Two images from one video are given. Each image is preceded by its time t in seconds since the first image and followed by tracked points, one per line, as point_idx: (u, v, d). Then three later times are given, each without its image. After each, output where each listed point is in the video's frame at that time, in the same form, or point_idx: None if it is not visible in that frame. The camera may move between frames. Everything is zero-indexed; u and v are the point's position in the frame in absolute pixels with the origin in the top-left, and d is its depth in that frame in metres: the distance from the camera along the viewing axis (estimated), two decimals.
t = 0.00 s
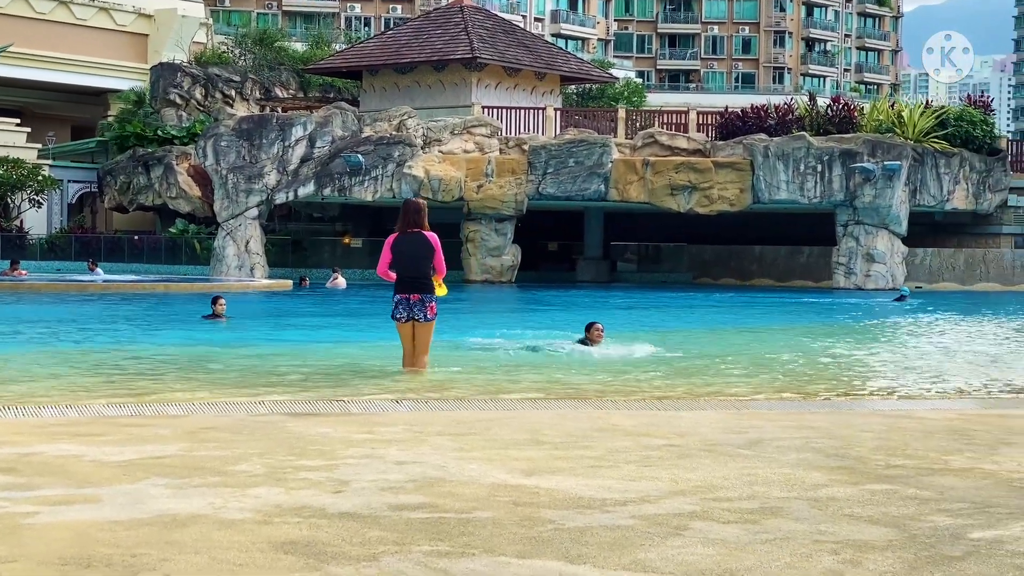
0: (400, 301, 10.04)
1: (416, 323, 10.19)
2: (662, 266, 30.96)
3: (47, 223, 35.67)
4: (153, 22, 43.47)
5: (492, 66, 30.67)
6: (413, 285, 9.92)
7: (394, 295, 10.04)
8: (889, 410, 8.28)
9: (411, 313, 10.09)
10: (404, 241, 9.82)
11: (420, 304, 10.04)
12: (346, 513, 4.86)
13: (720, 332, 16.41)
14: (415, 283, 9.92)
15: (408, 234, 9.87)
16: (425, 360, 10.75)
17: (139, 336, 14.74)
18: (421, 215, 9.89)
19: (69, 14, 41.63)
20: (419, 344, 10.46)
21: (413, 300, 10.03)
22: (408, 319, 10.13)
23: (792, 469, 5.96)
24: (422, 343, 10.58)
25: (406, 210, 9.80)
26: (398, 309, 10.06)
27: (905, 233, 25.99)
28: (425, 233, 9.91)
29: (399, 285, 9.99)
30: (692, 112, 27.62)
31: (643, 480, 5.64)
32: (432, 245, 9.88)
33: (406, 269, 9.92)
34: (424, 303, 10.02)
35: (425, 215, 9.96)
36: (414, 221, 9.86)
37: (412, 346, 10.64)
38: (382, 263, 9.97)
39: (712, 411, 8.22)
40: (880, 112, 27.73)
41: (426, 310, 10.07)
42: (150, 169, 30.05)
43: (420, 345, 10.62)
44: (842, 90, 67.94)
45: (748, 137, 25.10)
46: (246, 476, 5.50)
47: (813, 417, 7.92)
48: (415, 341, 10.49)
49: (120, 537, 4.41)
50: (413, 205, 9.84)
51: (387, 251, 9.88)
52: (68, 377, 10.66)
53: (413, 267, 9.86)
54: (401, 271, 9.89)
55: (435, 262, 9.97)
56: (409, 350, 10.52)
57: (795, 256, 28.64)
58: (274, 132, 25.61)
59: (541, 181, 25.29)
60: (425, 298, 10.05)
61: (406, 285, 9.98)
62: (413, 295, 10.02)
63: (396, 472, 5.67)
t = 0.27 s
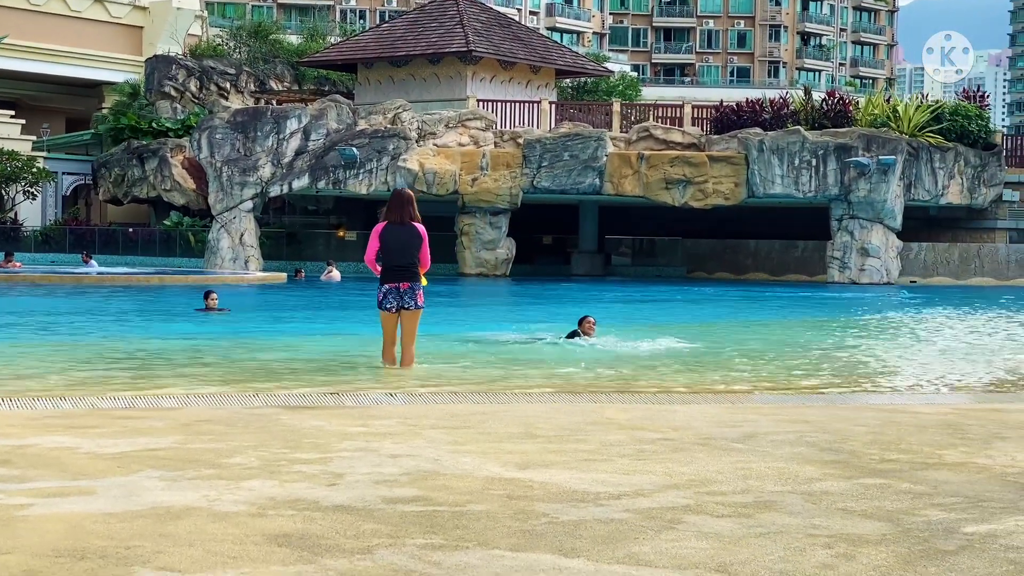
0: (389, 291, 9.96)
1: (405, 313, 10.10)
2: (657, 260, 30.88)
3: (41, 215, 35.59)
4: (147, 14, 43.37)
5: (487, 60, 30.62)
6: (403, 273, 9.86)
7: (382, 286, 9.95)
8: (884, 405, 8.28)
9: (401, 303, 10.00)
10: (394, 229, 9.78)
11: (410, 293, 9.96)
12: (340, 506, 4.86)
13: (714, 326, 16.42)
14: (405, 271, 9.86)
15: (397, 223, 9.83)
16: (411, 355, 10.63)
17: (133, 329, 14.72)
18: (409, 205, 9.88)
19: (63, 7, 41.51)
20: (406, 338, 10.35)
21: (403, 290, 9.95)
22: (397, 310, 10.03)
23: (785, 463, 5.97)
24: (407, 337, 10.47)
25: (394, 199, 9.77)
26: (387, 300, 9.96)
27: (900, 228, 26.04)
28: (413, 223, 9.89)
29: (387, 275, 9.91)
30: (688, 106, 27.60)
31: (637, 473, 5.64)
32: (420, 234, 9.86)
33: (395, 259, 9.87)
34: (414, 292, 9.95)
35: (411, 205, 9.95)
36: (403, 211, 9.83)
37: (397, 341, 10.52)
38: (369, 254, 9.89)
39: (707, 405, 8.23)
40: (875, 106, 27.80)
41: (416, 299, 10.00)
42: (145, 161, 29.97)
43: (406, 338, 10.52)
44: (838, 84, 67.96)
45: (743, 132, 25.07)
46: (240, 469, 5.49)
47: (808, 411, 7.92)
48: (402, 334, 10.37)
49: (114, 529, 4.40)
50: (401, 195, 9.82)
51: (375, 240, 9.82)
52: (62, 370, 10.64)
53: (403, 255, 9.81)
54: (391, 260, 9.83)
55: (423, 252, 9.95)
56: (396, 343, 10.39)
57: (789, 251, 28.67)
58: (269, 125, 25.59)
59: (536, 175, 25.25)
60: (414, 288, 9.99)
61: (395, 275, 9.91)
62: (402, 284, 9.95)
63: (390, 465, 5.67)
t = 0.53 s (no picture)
0: (378, 285, 9.94)
1: (394, 307, 10.08)
2: (655, 253, 30.89)
3: (39, 206, 35.58)
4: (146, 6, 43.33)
5: (486, 51, 30.59)
6: (393, 265, 9.87)
7: (372, 280, 9.93)
8: (882, 398, 8.30)
9: (392, 297, 9.99)
10: (381, 222, 9.81)
11: (400, 286, 9.96)
12: (339, 497, 4.86)
13: (712, 319, 16.43)
14: (394, 264, 9.87)
15: (383, 217, 9.85)
16: (400, 351, 10.62)
17: (131, 320, 14.74)
18: (393, 198, 9.90)
19: None
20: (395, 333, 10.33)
21: (393, 283, 9.95)
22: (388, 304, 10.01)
23: (782, 456, 5.98)
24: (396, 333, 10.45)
25: (380, 192, 9.81)
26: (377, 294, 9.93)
27: (898, 221, 26.08)
28: (396, 216, 9.92)
29: (377, 269, 9.90)
30: (686, 99, 27.58)
31: (636, 466, 5.65)
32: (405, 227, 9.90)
33: (383, 252, 9.87)
34: (404, 285, 9.96)
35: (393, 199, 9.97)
36: (387, 205, 9.86)
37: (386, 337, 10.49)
38: (356, 249, 9.88)
39: (705, 398, 8.24)
40: (874, 99, 27.54)
41: (405, 292, 10.00)
42: (143, 153, 29.93)
43: (393, 333, 10.52)
44: (837, 77, 67.98)
45: (742, 124, 25.06)
46: (238, 460, 5.50)
47: (806, 403, 7.94)
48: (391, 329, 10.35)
49: (111, 520, 4.41)
50: (385, 188, 9.85)
51: (362, 234, 9.81)
52: (61, 360, 10.65)
53: (393, 247, 9.82)
54: (381, 253, 9.83)
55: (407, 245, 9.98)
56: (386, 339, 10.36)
57: (788, 244, 28.66)
58: (268, 117, 25.57)
59: (534, 167, 25.24)
60: (403, 281, 9.98)
61: (383, 269, 9.90)
62: (390, 278, 9.95)
63: (389, 457, 5.68)
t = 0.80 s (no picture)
0: (362, 278, 10.01)
1: (375, 302, 10.16)
2: (655, 245, 30.87)
3: (40, 197, 35.57)
4: None
5: (487, 43, 30.57)
6: (377, 261, 9.95)
7: (355, 274, 10.00)
8: (882, 390, 8.30)
9: (373, 292, 10.08)
10: (368, 216, 9.88)
11: (383, 281, 10.06)
12: (339, 489, 4.86)
13: (711, 311, 16.43)
14: (378, 259, 9.96)
15: (370, 210, 9.92)
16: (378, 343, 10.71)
17: (131, 311, 14.74)
18: (380, 193, 9.97)
19: None
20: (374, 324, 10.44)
21: (376, 278, 10.04)
22: (369, 298, 10.11)
23: (783, 448, 5.98)
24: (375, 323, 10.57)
25: (368, 186, 9.87)
26: (360, 287, 10.02)
27: (899, 213, 26.07)
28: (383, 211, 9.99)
29: (361, 263, 9.98)
30: (687, 91, 27.51)
31: (637, 458, 5.65)
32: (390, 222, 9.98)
33: (368, 246, 9.95)
34: (387, 281, 10.05)
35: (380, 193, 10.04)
36: (375, 199, 9.93)
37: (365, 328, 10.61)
38: (342, 241, 9.92)
39: (705, 390, 8.25)
40: (875, 91, 27.65)
41: (387, 287, 10.11)
42: (144, 144, 29.91)
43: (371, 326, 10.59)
44: (837, 69, 67.92)
45: (742, 117, 25.03)
46: (239, 452, 5.50)
47: (806, 396, 7.95)
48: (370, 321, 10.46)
49: (113, 511, 4.41)
50: (374, 183, 9.91)
51: (349, 227, 9.86)
52: (61, 351, 10.66)
53: (378, 243, 9.90)
54: (365, 247, 9.90)
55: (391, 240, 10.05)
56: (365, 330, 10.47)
57: (788, 237, 28.64)
58: (268, 109, 25.53)
59: (535, 159, 25.22)
60: (385, 276, 10.07)
61: (367, 262, 9.98)
62: (374, 273, 10.03)
63: (389, 449, 5.68)
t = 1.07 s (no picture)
0: (359, 270, 10.09)
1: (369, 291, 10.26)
2: (658, 238, 30.79)
3: (42, 188, 35.58)
4: None
5: (489, 35, 30.48)
6: (374, 253, 10.03)
7: (351, 266, 10.07)
8: (885, 382, 8.31)
9: (368, 282, 10.18)
10: (363, 209, 9.90)
11: (378, 272, 10.17)
12: (342, 480, 4.87)
13: (714, 303, 16.42)
14: (374, 251, 10.04)
15: (365, 203, 9.94)
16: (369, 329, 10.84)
17: (133, 303, 14.75)
18: (373, 184, 9.98)
19: None
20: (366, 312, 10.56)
21: (372, 269, 10.12)
22: (364, 288, 10.21)
23: (785, 440, 5.98)
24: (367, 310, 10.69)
25: (362, 178, 9.87)
26: (354, 279, 10.09)
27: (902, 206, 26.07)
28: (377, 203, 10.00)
29: (356, 255, 10.03)
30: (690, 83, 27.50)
31: (639, 450, 5.65)
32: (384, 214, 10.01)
33: (363, 238, 9.99)
34: (382, 272, 10.16)
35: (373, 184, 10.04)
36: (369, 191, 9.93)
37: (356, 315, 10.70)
38: (336, 233, 9.93)
39: (707, 382, 8.25)
40: (879, 83, 27.68)
41: (382, 277, 10.22)
42: (146, 136, 29.91)
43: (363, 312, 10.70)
44: (840, 61, 67.75)
45: (745, 108, 24.98)
46: (241, 444, 5.50)
47: (808, 388, 7.95)
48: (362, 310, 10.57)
49: (116, 502, 4.42)
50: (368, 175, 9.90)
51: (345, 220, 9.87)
52: (64, 342, 10.67)
53: (374, 235, 9.96)
54: (362, 241, 9.95)
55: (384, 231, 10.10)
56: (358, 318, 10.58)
57: (791, 229, 28.62)
58: (270, 100, 25.50)
59: (538, 151, 25.19)
60: (379, 267, 10.15)
61: (362, 254, 10.03)
62: (368, 264, 10.10)
63: (391, 441, 5.68)
